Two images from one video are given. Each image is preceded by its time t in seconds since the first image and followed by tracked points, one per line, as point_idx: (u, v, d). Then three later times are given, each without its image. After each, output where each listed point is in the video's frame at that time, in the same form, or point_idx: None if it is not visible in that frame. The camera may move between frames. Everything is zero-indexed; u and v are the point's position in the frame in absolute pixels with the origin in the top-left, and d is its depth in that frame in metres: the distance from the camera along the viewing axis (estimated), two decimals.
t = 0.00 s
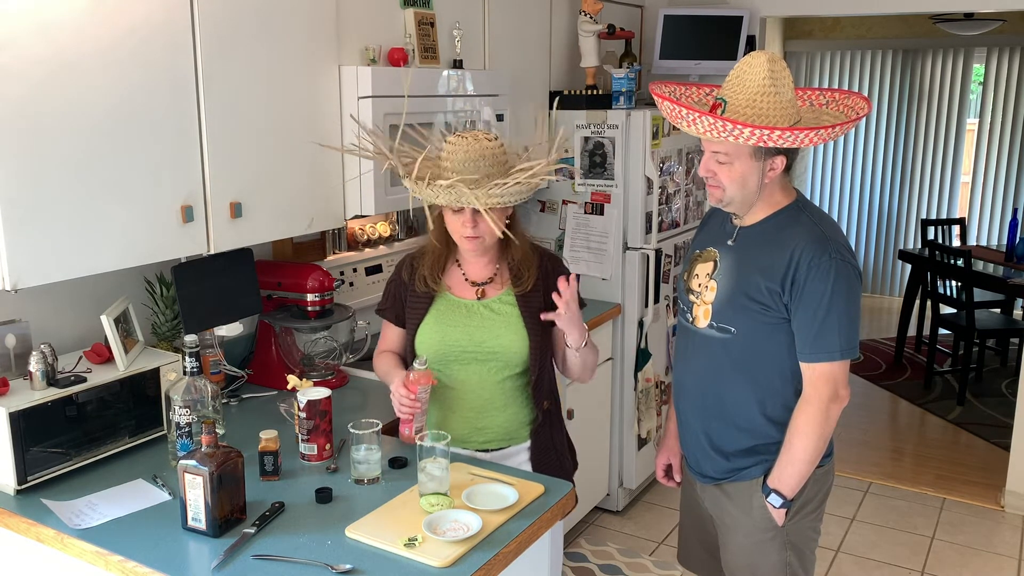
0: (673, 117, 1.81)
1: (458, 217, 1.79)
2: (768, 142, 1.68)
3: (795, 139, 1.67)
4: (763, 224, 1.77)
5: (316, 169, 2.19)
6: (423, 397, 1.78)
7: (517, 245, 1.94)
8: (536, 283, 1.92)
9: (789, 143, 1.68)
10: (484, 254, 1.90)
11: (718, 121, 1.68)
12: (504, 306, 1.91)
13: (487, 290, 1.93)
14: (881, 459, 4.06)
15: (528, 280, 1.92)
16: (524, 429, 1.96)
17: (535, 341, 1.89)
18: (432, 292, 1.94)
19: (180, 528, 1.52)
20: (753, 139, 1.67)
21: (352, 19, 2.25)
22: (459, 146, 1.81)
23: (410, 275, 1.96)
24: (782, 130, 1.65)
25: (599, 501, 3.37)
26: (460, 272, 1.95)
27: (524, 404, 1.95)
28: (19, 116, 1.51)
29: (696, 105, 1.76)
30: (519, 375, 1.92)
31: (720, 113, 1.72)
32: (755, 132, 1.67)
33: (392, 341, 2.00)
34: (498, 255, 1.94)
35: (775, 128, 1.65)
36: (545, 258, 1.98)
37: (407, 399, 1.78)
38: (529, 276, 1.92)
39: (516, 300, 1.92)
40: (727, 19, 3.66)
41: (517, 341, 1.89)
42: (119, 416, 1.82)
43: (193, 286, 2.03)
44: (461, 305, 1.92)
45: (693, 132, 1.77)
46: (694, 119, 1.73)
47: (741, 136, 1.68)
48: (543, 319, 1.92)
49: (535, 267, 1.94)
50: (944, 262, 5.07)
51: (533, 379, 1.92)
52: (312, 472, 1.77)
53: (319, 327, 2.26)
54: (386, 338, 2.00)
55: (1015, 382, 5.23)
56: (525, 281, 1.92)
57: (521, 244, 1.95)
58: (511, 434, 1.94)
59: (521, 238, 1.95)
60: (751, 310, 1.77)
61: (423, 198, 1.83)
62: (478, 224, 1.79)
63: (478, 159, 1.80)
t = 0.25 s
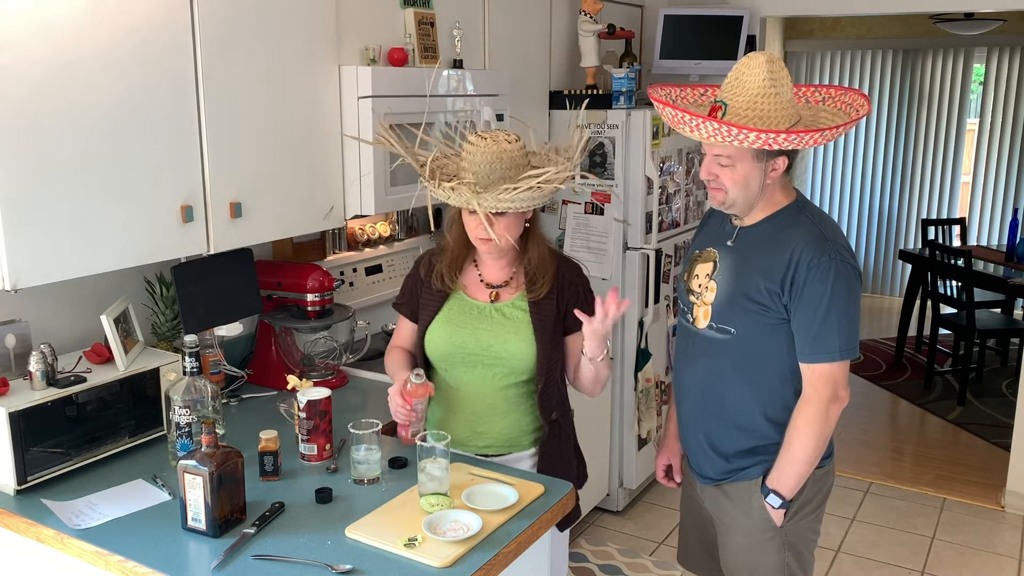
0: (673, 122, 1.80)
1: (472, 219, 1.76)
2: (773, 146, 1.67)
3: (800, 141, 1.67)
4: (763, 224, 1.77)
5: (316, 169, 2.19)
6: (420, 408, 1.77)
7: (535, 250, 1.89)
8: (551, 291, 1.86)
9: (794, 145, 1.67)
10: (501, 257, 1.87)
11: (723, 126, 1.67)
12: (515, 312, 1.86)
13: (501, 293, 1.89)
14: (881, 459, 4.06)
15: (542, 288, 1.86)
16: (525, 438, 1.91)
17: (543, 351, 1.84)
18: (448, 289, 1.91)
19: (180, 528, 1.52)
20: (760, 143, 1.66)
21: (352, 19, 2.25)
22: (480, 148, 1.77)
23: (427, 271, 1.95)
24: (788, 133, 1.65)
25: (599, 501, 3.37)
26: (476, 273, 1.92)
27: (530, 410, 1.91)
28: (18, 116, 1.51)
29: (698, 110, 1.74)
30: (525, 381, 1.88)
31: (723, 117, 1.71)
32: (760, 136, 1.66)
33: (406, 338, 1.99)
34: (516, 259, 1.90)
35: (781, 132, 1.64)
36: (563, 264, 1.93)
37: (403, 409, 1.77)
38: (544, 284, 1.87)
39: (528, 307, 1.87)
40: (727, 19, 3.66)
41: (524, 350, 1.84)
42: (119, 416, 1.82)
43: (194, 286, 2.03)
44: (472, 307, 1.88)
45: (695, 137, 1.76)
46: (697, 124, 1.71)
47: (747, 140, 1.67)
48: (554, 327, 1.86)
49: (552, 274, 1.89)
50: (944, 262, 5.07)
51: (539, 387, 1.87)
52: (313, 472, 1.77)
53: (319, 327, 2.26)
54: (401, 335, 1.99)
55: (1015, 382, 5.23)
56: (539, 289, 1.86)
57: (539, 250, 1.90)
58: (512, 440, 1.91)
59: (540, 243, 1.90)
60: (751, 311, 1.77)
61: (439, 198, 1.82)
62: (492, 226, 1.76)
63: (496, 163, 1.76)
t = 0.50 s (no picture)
0: (681, 125, 1.78)
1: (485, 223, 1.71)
2: (785, 148, 1.66)
3: (811, 143, 1.67)
4: (767, 225, 1.77)
5: (316, 169, 2.19)
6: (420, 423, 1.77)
7: (550, 256, 1.85)
8: (563, 299, 1.83)
9: (805, 147, 1.67)
10: (515, 263, 1.83)
11: (734, 129, 1.66)
12: (525, 318, 1.83)
13: (512, 299, 1.85)
14: (881, 459, 4.06)
15: (555, 296, 1.82)
16: (525, 446, 1.88)
17: (550, 360, 1.80)
18: (460, 291, 1.88)
19: (180, 528, 1.52)
20: (771, 145, 1.66)
21: (352, 19, 2.25)
22: (495, 151, 1.71)
23: (441, 272, 1.92)
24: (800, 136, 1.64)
25: (599, 501, 3.37)
26: (489, 277, 1.88)
27: (533, 418, 1.88)
28: (18, 116, 1.51)
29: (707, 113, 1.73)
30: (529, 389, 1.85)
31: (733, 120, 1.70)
32: (772, 138, 1.65)
33: (414, 336, 1.97)
34: (530, 264, 1.87)
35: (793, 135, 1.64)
36: (578, 272, 1.89)
37: (404, 423, 1.76)
38: (557, 292, 1.83)
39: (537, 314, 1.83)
40: (727, 19, 3.66)
41: (532, 359, 1.81)
42: (119, 416, 1.82)
43: (193, 287, 2.03)
44: (482, 311, 1.85)
45: (704, 140, 1.74)
46: (707, 127, 1.70)
47: (758, 143, 1.66)
48: (564, 336, 1.82)
49: (565, 282, 1.84)
50: (944, 262, 5.07)
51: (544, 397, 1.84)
52: (312, 472, 1.76)
53: (319, 327, 2.26)
54: (409, 334, 1.98)
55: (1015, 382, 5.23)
56: (550, 297, 1.82)
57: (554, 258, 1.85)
58: (512, 447, 1.87)
59: (555, 249, 1.86)
60: (752, 312, 1.76)
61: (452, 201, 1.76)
62: (506, 232, 1.71)
63: (512, 167, 1.70)
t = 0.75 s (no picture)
0: (694, 125, 1.78)
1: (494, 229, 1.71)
2: (799, 150, 1.65)
3: (825, 145, 1.66)
4: (777, 227, 1.76)
5: (316, 170, 2.19)
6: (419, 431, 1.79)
7: (558, 261, 1.83)
8: (569, 305, 1.81)
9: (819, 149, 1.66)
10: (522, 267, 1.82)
11: (749, 129, 1.64)
12: (532, 324, 1.82)
13: (519, 303, 1.84)
14: (881, 459, 4.06)
15: (561, 301, 1.81)
16: (527, 450, 1.87)
17: (554, 366, 1.79)
18: (468, 291, 1.88)
19: (180, 528, 1.52)
20: (785, 146, 1.65)
21: (352, 19, 2.25)
22: (505, 157, 1.68)
23: (450, 271, 1.92)
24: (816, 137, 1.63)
25: (599, 501, 3.37)
26: (497, 279, 1.87)
27: (537, 423, 1.87)
28: (18, 115, 1.51)
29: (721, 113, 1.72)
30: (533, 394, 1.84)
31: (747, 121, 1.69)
32: (787, 140, 1.64)
33: (417, 333, 1.98)
34: (539, 268, 1.85)
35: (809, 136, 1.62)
36: (587, 279, 1.87)
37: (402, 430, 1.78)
38: (564, 297, 1.81)
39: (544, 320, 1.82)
40: (727, 19, 3.66)
41: (537, 365, 1.80)
42: (119, 416, 1.82)
43: (194, 287, 2.03)
44: (489, 313, 1.85)
45: (717, 140, 1.73)
46: (720, 126, 1.69)
47: (772, 144, 1.65)
48: (569, 342, 1.81)
49: (573, 288, 1.83)
50: (944, 262, 5.07)
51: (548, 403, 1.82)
52: (312, 472, 1.77)
53: (319, 327, 2.26)
54: (414, 330, 1.99)
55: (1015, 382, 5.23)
56: (556, 302, 1.81)
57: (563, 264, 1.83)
58: (513, 450, 1.87)
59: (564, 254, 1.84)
60: (757, 315, 1.77)
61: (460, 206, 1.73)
62: (514, 236, 1.71)
63: (521, 175, 1.67)
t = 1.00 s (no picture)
0: (703, 127, 1.77)
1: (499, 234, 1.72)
2: (809, 153, 1.65)
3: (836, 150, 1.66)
4: (787, 232, 1.76)
5: (316, 170, 2.19)
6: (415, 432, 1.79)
7: (562, 265, 1.83)
8: (571, 309, 1.81)
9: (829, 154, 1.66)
10: (526, 270, 1.81)
11: (758, 131, 1.64)
12: (534, 327, 1.82)
13: (522, 305, 1.84)
14: (881, 459, 4.06)
15: (563, 305, 1.81)
16: (526, 452, 1.87)
17: (554, 370, 1.79)
18: (471, 291, 1.88)
19: (180, 528, 1.52)
20: (794, 150, 1.64)
21: (351, 19, 2.25)
22: (511, 161, 1.67)
23: (454, 270, 1.92)
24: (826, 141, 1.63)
25: (599, 501, 3.38)
26: (501, 280, 1.87)
27: (537, 425, 1.87)
28: (18, 116, 1.51)
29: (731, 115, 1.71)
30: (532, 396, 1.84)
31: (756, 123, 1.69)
32: (796, 143, 1.63)
33: (419, 331, 1.98)
34: (543, 271, 1.85)
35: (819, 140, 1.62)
36: (590, 283, 1.86)
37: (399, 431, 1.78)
38: (565, 302, 1.81)
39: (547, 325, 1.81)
40: (727, 19, 3.66)
41: (538, 368, 1.80)
42: (119, 416, 1.82)
43: (194, 287, 2.03)
44: (492, 315, 1.85)
45: (726, 142, 1.73)
46: (729, 129, 1.69)
47: (781, 147, 1.65)
48: (571, 346, 1.81)
49: (575, 291, 1.83)
50: (944, 262, 5.07)
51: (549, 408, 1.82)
52: (312, 472, 1.77)
53: (319, 327, 2.26)
54: (415, 328, 1.99)
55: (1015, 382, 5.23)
56: (558, 306, 1.81)
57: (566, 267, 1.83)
58: (512, 452, 1.86)
59: (568, 258, 1.83)
60: (764, 321, 1.77)
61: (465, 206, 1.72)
62: (519, 241, 1.71)
63: (527, 179, 1.66)
